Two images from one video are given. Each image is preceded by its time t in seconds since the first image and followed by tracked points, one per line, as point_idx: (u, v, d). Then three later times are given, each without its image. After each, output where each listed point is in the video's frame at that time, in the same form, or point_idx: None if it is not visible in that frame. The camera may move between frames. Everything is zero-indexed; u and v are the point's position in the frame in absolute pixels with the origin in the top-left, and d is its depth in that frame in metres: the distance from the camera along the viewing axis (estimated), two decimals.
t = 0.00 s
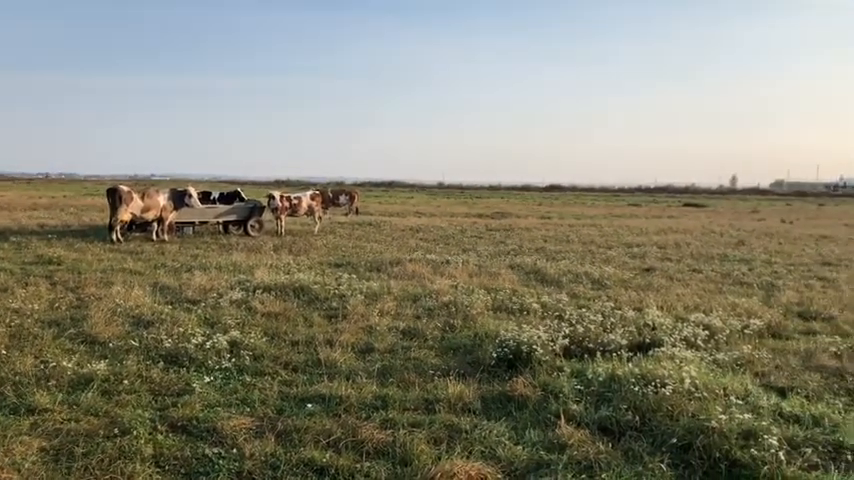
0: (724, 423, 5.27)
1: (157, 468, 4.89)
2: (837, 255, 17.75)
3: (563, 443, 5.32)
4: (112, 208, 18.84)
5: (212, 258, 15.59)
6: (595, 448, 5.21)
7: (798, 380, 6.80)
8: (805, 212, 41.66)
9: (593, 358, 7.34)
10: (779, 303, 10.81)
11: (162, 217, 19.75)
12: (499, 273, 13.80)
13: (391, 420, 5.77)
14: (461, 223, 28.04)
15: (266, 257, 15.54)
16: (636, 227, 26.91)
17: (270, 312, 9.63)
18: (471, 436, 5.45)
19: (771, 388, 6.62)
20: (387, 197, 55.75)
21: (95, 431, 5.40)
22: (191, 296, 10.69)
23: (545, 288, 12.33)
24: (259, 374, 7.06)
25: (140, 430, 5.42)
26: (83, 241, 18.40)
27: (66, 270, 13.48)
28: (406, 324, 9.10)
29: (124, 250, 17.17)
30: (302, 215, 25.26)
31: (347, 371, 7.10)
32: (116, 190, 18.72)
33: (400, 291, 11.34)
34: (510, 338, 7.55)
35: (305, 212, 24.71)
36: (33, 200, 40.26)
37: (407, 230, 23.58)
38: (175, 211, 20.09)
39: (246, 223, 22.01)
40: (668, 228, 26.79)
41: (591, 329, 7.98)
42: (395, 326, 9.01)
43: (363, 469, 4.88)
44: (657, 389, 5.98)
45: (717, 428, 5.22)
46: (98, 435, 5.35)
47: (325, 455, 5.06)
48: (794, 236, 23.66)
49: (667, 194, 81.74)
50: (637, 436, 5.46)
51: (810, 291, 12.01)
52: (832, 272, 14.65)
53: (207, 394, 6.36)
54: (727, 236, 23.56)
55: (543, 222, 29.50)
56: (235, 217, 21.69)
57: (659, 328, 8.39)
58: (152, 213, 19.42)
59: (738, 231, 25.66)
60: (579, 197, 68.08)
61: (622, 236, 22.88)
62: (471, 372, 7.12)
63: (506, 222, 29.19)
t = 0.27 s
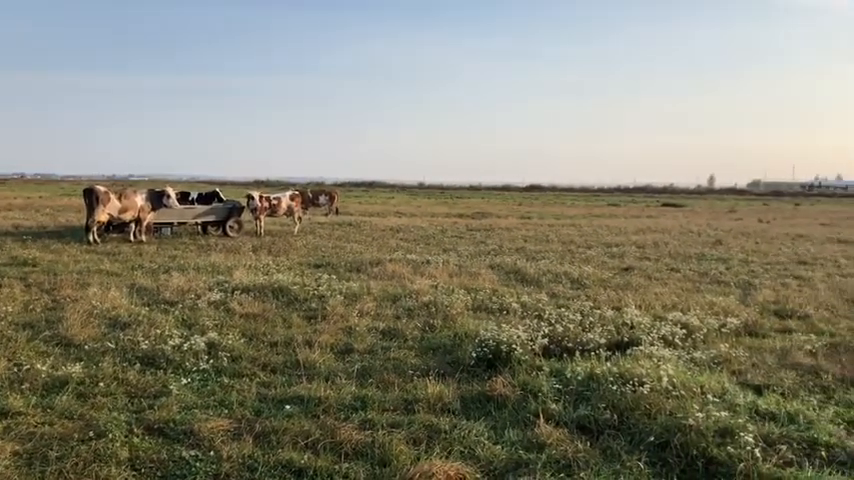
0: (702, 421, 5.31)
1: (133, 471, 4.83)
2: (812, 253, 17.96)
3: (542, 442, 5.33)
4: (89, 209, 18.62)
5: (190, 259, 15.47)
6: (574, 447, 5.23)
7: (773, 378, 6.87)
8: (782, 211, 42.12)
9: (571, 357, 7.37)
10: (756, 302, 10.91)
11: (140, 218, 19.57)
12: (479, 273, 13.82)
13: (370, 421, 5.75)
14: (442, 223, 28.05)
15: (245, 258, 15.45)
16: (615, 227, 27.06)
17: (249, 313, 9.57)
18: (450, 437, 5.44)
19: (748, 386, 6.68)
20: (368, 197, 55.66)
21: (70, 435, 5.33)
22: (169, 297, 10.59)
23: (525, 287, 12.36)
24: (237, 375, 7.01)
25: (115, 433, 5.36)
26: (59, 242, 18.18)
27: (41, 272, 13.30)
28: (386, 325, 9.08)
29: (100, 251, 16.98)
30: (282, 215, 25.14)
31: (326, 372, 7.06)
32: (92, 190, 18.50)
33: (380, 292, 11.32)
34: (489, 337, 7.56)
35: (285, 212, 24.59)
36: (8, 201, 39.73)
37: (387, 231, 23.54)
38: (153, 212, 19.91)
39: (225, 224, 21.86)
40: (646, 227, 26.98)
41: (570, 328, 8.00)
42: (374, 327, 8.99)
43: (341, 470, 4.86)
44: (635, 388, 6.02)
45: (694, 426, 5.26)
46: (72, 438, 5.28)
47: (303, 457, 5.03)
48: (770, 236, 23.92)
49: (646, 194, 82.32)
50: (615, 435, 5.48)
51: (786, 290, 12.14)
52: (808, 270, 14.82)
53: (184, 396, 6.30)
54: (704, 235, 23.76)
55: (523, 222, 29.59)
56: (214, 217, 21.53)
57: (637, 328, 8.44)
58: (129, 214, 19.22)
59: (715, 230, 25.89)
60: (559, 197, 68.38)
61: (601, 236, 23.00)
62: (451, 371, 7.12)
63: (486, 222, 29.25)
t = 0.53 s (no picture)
0: (681, 420, 5.35)
1: (111, 474, 4.79)
2: (790, 253, 18.15)
3: (523, 442, 5.35)
4: (68, 210, 18.39)
5: (170, 259, 15.36)
6: (554, 446, 5.25)
7: (752, 376, 6.93)
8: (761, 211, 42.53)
9: (552, 357, 7.39)
10: (735, 301, 11.02)
11: (119, 218, 19.39)
12: (461, 273, 13.83)
13: (351, 422, 5.73)
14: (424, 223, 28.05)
15: (226, 259, 15.36)
16: (597, 227, 27.20)
17: (229, 315, 9.51)
18: (431, 437, 5.44)
19: (726, 384, 6.74)
20: (350, 198, 55.56)
21: (46, 439, 5.26)
22: (148, 298, 10.51)
23: (507, 287, 12.39)
24: (217, 377, 6.97)
25: (93, 436, 5.30)
26: (37, 243, 17.97)
27: (18, 273, 13.14)
28: (367, 326, 9.06)
29: (79, 252, 16.80)
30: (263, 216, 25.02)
31: (307, 373, 7.04)
32: (71, 191, 18.29)
33: (362, 292, 11.29)
34: (471, 338, 7.56)
35: (266, 213, 24.48)
36: None
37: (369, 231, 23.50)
38: (132, 213, 19.74)
39: (206, 224, 21.73)
40: (627, 227, 27.15)
41: (551, 328, 8.03)
42: (356, 327, 8.97)
43: (322, 472, 4.84)
44: (615, 387, 6.05)
45: (673, 424, 5.30)
46: (49, 442, 5.21)
47: (283, 458, 5.01)
48: (749, 235, 24.15)
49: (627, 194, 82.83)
50: (595, 434, 5.51)
51: (764, 289, 12.27)
52: (786, 270, 14.97)
53: (164, 398, 6.25)
54: (684, 235, 23.94)
55: (505, 222, 29.67)
56: (194, 218, 21.39)
57: (617, 327, 8.49)
58: (108, 215, 19.04)
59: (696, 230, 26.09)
60: (541, 197, 68.63)
61: (583, 236, 23.10)
62: (432, 372, 7.12)
63: (469, 222, 29.29)
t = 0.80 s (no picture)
0: (661, 418, 5.38)
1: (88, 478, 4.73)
2: (769, 251, 18.32)
3: (504, 441, 5.35)
4: (46, 211, 18.13)
5: (151, 260, 15.23)
6: (535, 445, 5.26)
7: (731, 374, 6.99)
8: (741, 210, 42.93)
9: (534, 356, 7.40)
10: (715, 299, 11.11)
11: (99, 219, 19.20)
12: (443, 273, 13.82)
13: (332, 423, 5.71)
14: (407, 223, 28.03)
15: (207, 260, 15.25)
16: (579, 227, 27.30)
17: (210, 316, 9.45)
18: (412, 437, 5.43)
19: (706, 382, 6.78)
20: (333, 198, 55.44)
21: (23, 442, 5.19)
22: (128, 300, 10.42)
23: (489, 287, 12.40)
24: (197, 379, 6.92)
25: (70, 439, 5.24)
26: (14, 245, 17.75)
27: None
28: (349, 326, 9.04)
29: (58, 253, 16.62)
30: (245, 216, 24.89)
31: (288, 374, 7.00)
32: (49, 191, 18.05)
33: (344, 293, 11.26)
34: (452, 337, 7.56)
35: (248, 213, 24.35)
36: None
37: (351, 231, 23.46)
38: (112, 213, 19.57)
39: (187, 225, 21.58)
40: (609, 227, 27.29)
41: (533, 327, 8.05)
42: (338, 328, 8.94)
43: (303, 473, 4.82)
44: (596, 385, 6.07)
45: (653, 423, 5.32)
46: (25, 446, 5.15)
47: (264, 460, 4.98)
48: (729, 234, 24.35)
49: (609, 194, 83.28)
50: (576, 433, 5.53)
51: (744, 287, 12.37)
52: (766, 268, 15.11)
53: (143, 400, 6.19)
54: (666, 234, 24.10)
55: (488, 222, 29.70)
56: (175, 219, 21.23)
57: (599, 326, 8.52)
58: (88, 216, 18.84)
59: (676, 229, 26.28)
60: (523, 197, 68.83)
61: (565, 235, 23.20)
62: (414, 372, 7.11)
63: (451, 222, 29.31)
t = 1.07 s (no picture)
0: (638, 415, 5.41)
1: None
2: (746, 250, 18.52)
3: (483, 440, 5.36)
4: (21, 212, 17.82)
5: (128, 261, 15.09)
6: (514, 444, 5.27)
7: (708, 371, 7.05)
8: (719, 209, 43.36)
9: (513, 355, 7.42)
10: (693, 297, 11.20)
11: (76, 220, 18.99)
12: (424, 273, 13.82)
13: (310, 424, 5.69)
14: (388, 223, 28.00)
15: (185, 261, 15.13)
16: (559, 226, 27.40)
17: (188, 317, 9.38)
18: (391, 437, 5.43)
19: (683, 380, 6.84)
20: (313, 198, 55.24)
21: None
22: (105, 301, 10.31)
23: (469, 287, 12.42)
24: (175, 380, 6.87)
25: (44, 442, 5.17)
26: None
27: None
28: (329, 326, 9.01)
29: (33, 255, 16.42)
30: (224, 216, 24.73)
31: (266, 375, 6.97)
32: (24, 192, 17.75)
33: (324, 293, 11.22)
34: (431, 337, 7.56)
35: (227, 214, 24.20)
36: None
37: (332, 231, 23.39)
38: (89, 214, 19.36)
39: (165, 226, 21.40)
40: (589, 226, 27.43)
41: (512, 326, 8.06)
42: (317, 328, 8.91)
43: (281, 474, 4.80)
44: (574, 384, 6.10)
45: (631, 420, 5.36)
46: None
47: (241, 462, 4.95)
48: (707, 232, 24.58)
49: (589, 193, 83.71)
50: (555, 432, 5.54)
51: (721, 285, 12.49)
52: (743, 266, 15.27)
53: (119, 403, 6.13)
54: (645, 233, 24.26)
55: (468, 221, 29.74)
56: (153, 220, 21.06)
57: (577, 324, 8.57)
58: (64, 216, 18.62)
59: (655, 228, 26.47)
60: (504, 197, 69.00)
61: (545, 235, 23.29)
62: (393, 372, 7.10)
63: (432, 222, 29.31)
